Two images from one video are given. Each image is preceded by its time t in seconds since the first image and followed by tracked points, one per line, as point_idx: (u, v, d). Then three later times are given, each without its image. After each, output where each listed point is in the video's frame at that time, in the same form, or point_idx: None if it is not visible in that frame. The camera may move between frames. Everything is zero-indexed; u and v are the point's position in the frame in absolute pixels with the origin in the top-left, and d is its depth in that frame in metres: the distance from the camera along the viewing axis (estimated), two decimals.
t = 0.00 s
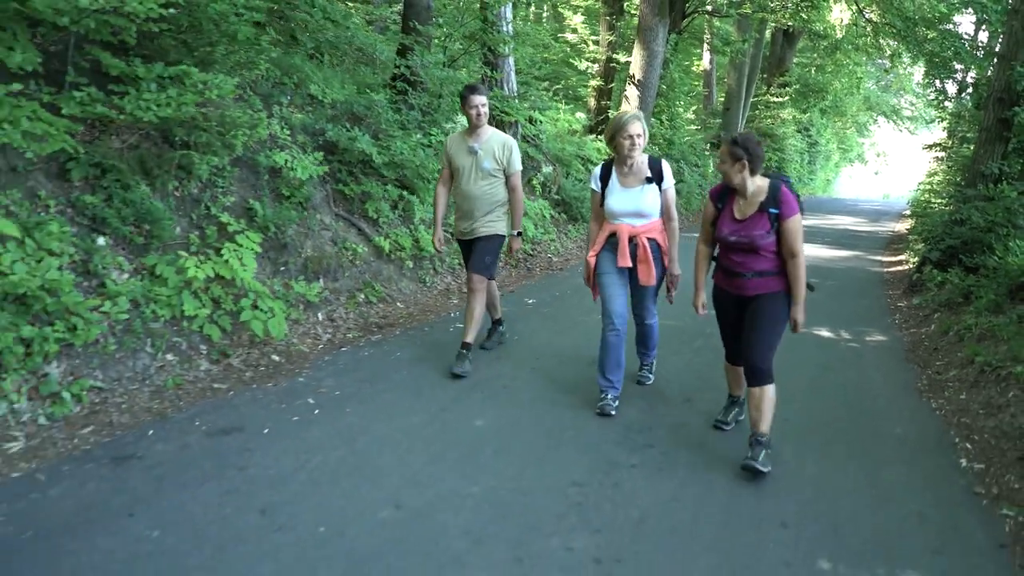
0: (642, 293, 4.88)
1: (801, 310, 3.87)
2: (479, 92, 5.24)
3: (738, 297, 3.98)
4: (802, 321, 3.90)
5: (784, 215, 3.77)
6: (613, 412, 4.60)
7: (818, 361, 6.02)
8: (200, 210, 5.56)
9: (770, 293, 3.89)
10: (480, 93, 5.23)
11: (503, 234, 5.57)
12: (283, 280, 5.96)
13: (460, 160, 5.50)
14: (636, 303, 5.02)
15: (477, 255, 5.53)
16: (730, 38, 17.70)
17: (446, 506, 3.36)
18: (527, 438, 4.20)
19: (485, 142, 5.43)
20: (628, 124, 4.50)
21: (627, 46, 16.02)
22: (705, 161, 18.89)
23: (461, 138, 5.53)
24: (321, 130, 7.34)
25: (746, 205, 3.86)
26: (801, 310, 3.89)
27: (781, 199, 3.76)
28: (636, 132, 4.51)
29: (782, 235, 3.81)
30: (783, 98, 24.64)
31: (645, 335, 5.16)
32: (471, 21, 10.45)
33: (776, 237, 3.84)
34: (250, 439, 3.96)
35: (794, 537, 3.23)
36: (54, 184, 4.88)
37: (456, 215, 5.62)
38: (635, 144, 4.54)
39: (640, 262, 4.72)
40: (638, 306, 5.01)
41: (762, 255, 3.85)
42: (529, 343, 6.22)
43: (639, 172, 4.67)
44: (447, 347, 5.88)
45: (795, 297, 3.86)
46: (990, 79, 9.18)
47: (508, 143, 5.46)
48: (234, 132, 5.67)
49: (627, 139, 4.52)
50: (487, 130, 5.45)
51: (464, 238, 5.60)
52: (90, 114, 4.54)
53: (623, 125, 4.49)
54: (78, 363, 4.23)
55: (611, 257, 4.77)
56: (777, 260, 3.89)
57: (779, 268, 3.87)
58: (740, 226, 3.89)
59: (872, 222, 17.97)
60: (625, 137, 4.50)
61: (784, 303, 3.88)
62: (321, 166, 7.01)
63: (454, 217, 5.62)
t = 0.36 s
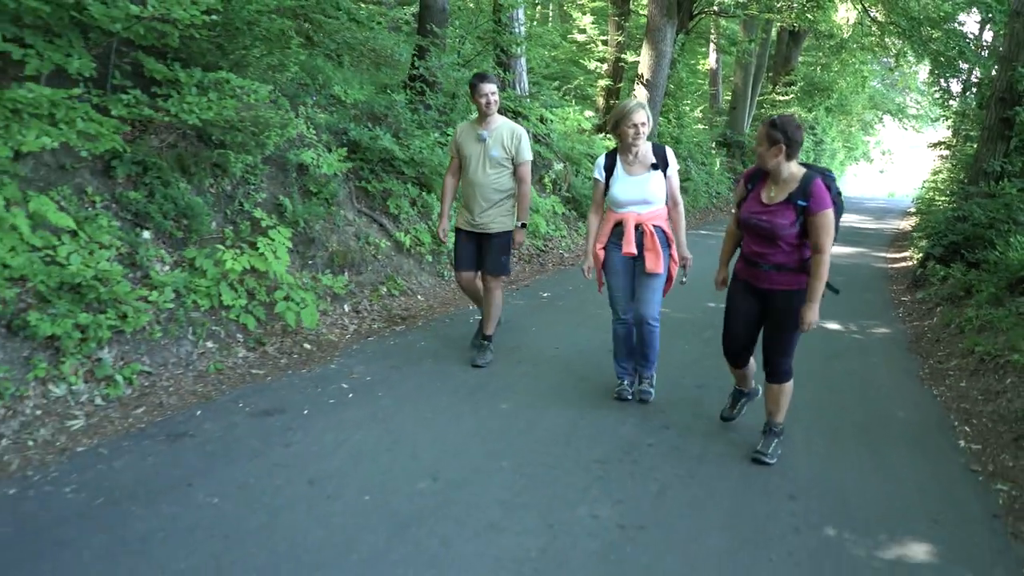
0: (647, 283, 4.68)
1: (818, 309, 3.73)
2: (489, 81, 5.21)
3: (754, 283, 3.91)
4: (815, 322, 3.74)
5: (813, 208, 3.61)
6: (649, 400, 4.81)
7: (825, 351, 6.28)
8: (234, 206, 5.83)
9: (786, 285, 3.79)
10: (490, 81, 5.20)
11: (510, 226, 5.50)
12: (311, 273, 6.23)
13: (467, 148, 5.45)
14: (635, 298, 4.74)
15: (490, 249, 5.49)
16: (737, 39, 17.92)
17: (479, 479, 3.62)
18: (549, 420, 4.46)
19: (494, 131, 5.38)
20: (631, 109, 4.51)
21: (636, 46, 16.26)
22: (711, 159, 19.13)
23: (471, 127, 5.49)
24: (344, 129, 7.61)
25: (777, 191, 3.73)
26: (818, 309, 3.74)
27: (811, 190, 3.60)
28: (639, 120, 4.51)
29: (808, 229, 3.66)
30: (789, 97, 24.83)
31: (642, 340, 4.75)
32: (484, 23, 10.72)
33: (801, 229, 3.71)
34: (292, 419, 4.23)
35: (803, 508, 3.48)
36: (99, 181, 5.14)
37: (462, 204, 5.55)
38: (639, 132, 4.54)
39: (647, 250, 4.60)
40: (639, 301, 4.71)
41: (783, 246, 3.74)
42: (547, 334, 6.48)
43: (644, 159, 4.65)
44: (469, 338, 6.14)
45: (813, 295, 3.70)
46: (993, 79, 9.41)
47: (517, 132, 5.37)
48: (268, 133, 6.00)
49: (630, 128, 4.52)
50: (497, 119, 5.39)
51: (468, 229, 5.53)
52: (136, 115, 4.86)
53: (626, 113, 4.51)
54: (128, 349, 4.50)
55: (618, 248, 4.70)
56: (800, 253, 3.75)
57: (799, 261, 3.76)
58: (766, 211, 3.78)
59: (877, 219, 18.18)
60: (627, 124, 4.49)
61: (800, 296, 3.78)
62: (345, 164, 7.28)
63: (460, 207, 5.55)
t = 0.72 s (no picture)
0: (647, 293, 4.56)
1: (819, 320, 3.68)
2: (490, 86, 5.25)
3: (756, 298, 3.84)
4: (778, 323, 3.69)
5: (811, 218, 3.59)
6: (642, 418, 4.45)
7: (824, 345, 6.56)
8: (261, 205, 6.13)
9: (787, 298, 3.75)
10: (491, 86, 5.25)
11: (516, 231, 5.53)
12: (332, 270, 6.52)
13: (471, 154, 5.43)
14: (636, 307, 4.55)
15: (498, 255, 5.54)
16: (740, 43, 18.21)
17: (500, 457, 3.90)
18: (562, 407, 4.74)
19: (497, 135, 5.37)
20: (636, 122, 4.40)
21: (641, 51, 16.55)
22: (715, 161, 19.40)
23: (474, 132, 5.49)
24: (362, 132, 7.91)
25: (777, 203, 3.71)
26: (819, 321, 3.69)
27: (810, 201, 3.58)
28: (644, 134, 4.41)
29: (806, 239, 3.63)
30: (792, 100, 25.09)
31: (640, 349, 4.48)
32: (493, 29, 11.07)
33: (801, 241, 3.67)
34: (321, 404, 4.51)
35: (799, 484, 3.76)
36: (135, 181, 5.43)
37: (464, 209, 5.51)
38: (644, 145, 4.44)
39: (649, 259, 4.53)
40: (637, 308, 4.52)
41: (782, 257, 3.70)
42: (557, 328, 6.76)
43: (647, 171, 4.58)
44: (483, 332, 6.42)
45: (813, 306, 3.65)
46: (988, 84, 9.70)
47: (520, 135, 5.36)
48: (293, 135, 6.27)
49: (635, 141, 4.41)
50: (500, 123, 5.39)
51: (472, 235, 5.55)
52: (172, 119, 5.20)
53: (632, 125, 4.40)
54: (167, 338, 4.79)
55: (620, 258, 4.66)
56: (796, 266, 3.71)
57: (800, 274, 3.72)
58: (767, 224, 3.74)
59: (878, 221, 18.44)
60: (633, 137, 4.40)
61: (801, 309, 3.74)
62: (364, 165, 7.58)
63: (462, 211, 5.51)
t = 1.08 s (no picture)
0: (658, 296, 4.68)
1: (829, 311, 3.77)
2: (484, 87, 5.33)
3: (761, 299, 3.87)
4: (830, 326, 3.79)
5: (814, 211, 3.68)
6: (648, 417, 4.70)
7: (826, 344, 6.82)
8: (285, 207, 6.40)
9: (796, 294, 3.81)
10: (485, 87, 5.33)
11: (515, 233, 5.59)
12: (352, 269, 6.80)
13: (466, 159, 5.47)
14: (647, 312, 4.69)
15: (498, 259, 5.60)
16: (745, 47, 18.45)
17: (519, 445, 4.17)
18: (574, 401, 4.99)
19: (491, 139, 5.43)
20: (655, 118, 4.51)
21: (647, 55, 16.80)
22: (719, 163, 19.64)
23: (467, 135, 5.53)
24: (378, 137, 8.18)
25: (773, 202, 3.76)
26: (829, 311, 3.78)
27: (811, 194, 3.66)
28: (658, 131, 4.51)
29: (812, 232, 3.72)
30: (796, 103, 25.31)
31: (648, 357, 4.68)
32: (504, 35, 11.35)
33: (805, 235, 3.75)
34: (347, 396, 4.78)
35: (799, 471, 4.01)
36: (166, 183, 5.69)
37: (461, 214, 5.56)
38: (657, 142, 4.53)
39: (658, 261, 4.62)
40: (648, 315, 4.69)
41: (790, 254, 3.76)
42: (567, 326, 7.03)
43: (660, 170, 4.69)
44: (496, 329, 6.70)
45: (825, 298, 3.74)
46: (987, 91, 9.96)
47: (514, 139, 5.44)
48: (316, 141, 6.51)
49: (648, 137, 4.52)
50: (493, 126, 5.45)
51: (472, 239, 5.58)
52: (202, 123, 5.42)
53: (647, 123, 4.52)
54: (200, 333, 5.06)
55: (629, 258, 4.74)
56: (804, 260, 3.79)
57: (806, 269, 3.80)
58: (767, 225, 3.78)
59: (881, 223, 18.63)
60: (648, 133, 4.52)
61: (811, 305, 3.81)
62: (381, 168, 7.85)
63: (459, 217, 5.56)
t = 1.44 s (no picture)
0: (665, 301, 4.75)
1: (838, 329, 3.62)
2: (491, 88, 5.27)
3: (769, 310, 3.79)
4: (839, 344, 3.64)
5: (828, 227, 3.54)
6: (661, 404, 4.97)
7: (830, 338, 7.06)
8: (309, 205, 6.67)
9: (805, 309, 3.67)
10: (492, 88, 5.27)
11: (518, 234, 5.46)
12: (373, 265, 7.06)
13: (471, 159, 5.42)
14: (657, 314, 4.84)
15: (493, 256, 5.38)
16: (750, 49, 18.67)
17: (539, 429, 4.42)
18: (590, 389, 5.25)
19: (497, 140, 5.40)
20: (668, 127, 4.43)
21: (653, 56, 17.04)
22: (725, 163, 19.88)
23: (471, 137, 5.49)
24: (395, 137, 8.44)
25: (789, 213, 3.66)
26: (839, 330, 3.63)
27: (826, 210, 3.53)
28: (672, 139, 4.44)
29: (824, 248, 3.58)
30: (801, 104, 25.52)
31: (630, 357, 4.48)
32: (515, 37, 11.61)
33: (817, 250, 3.62)
34: (374, 384, 5.03)
35: (806, 454, 4.23)
36: (198, 182, 5.94)
37: (466, 215, 5.50)
38: (671, 150, 4.47)
39: (668, 268, 4.63)
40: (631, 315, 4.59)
41: (799, 269, 3.64)
42: (579, 321, 7.27)
43: (672, 177, 4.59)
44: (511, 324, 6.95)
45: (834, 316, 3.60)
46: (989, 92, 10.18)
47: (520, 141, 5.42)
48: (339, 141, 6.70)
49: (662, 145, 4.45)
50: (498, 128, 5.42)
51: (475, 240, 5.49)
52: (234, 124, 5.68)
53: (660, 130, 4.44)
54: (233, 324, 5.32)
55: (637, 263, 4.66)
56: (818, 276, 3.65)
57: (818, 285, 3.67)
58: (779, 235, 3.69)
59: (886, 223, 18.81)
60: (662, 139, 4.43)
61: (819, 322, 3.66)
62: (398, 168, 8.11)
63: (465, 218, 5.51)
